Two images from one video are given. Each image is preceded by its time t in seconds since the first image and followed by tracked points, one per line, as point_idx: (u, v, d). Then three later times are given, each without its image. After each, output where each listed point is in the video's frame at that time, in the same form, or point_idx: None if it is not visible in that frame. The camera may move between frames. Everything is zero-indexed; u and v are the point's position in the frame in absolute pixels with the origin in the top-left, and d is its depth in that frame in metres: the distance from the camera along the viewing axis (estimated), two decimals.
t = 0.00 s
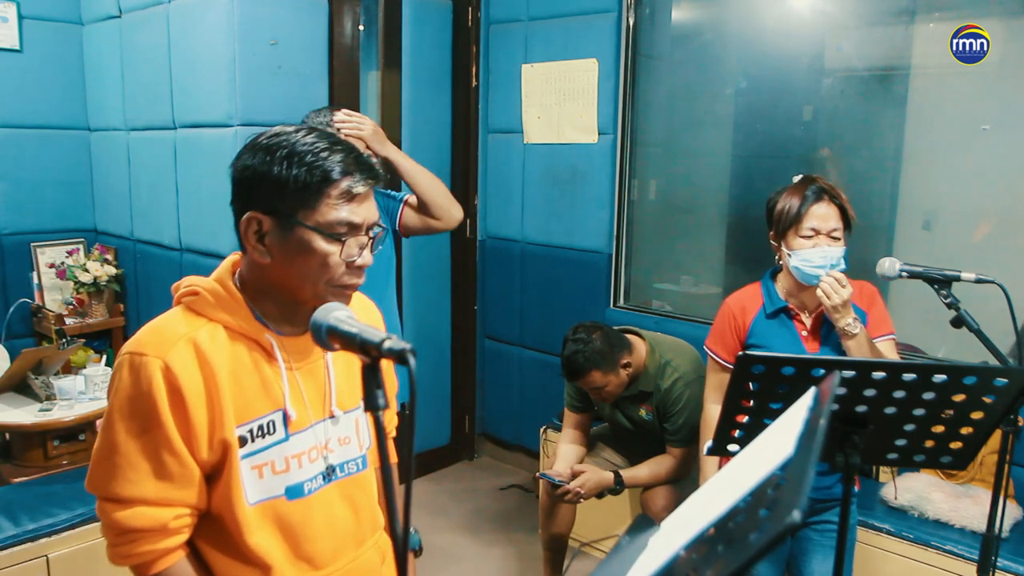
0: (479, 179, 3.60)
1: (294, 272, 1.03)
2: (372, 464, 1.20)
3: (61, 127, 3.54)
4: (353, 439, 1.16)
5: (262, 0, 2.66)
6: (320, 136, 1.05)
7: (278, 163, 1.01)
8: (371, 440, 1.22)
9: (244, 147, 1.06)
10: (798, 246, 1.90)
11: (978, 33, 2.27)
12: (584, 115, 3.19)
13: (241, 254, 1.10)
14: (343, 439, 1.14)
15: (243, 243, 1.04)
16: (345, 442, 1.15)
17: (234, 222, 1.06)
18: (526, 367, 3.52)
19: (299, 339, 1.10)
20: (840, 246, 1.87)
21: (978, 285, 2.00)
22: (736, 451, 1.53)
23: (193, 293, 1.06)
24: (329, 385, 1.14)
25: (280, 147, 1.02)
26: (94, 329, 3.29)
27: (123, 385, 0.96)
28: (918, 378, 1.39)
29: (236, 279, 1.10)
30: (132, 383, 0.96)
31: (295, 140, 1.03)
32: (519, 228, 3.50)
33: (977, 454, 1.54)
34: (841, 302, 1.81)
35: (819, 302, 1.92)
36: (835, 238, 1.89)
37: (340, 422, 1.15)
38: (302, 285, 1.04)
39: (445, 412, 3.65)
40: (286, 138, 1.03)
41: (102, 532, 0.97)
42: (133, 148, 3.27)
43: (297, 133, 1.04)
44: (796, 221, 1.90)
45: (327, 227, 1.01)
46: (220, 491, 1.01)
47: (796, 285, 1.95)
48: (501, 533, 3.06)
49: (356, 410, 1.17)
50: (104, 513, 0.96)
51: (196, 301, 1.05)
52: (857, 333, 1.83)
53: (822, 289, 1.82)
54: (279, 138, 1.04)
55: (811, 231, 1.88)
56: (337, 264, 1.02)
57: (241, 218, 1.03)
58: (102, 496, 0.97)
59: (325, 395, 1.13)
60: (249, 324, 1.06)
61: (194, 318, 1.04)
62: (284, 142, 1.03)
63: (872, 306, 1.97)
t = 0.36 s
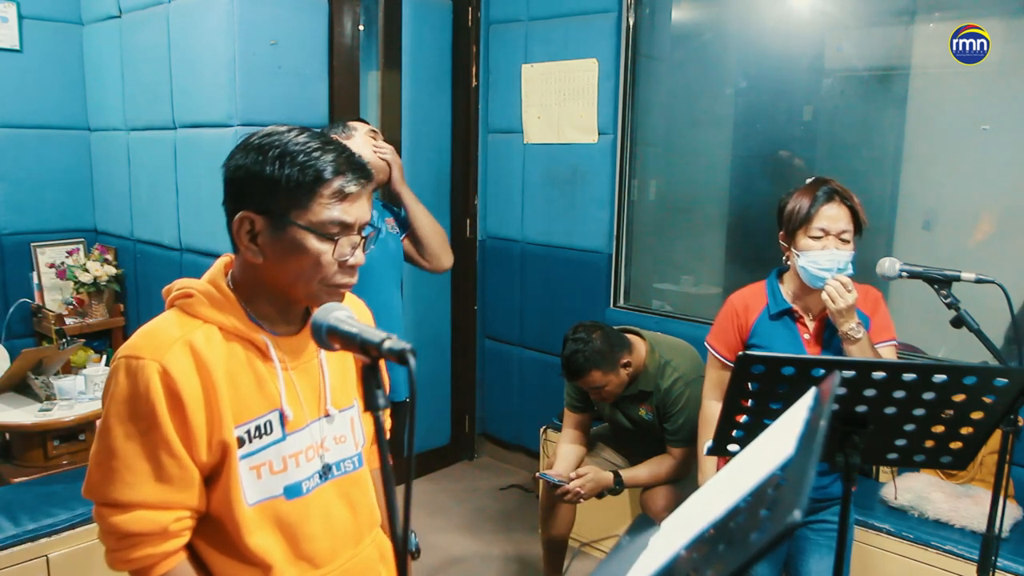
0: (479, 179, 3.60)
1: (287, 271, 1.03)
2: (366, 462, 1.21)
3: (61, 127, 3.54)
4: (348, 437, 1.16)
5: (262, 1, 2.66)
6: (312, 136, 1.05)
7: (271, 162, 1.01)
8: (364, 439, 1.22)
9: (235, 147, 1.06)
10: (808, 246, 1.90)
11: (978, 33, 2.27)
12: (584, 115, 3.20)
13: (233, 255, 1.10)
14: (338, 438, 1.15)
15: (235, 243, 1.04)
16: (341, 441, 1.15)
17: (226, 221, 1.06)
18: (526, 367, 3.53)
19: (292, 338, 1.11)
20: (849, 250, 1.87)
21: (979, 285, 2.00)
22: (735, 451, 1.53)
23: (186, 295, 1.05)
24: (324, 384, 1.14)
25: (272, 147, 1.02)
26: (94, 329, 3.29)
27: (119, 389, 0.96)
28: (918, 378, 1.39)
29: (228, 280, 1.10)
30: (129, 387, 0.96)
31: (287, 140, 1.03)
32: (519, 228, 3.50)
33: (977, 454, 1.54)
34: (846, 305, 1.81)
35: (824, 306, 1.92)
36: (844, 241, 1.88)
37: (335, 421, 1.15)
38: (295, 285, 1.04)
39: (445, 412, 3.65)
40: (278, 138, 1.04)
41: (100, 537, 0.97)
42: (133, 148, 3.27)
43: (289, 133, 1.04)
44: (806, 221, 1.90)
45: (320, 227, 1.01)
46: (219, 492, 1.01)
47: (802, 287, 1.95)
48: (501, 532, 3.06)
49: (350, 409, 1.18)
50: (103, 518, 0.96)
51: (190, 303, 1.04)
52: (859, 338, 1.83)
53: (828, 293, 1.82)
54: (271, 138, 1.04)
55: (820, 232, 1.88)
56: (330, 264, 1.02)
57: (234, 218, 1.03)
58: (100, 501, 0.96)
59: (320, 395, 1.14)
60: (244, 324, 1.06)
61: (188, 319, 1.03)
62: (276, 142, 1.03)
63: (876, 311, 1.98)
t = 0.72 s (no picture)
0: (479, 179, 3.61)
1: (286, 270, 1.03)
2: (364, 462, 1.21)
3: (61, 127, 3.54)
4: (346, 436, 1.16)
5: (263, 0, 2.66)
6: (310, 135, 1.05)
7: (269, 161, 1.01)
8: (362, 438, 1.22)
9: (234, 147, 1.06)
10: (806, 250, 1.90)
11: (978, 33, 2.27)
12: (584, 115, 3.19)
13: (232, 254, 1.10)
14: (336, 437, 1.15)
15: (234, 242, 1.04)
16: (338, 440, 1.15)
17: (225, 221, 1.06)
18: (526, 367, 3.53)
19: (291, 338, 1.11)
20: (848, 253, 1.87)
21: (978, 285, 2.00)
22: (735, 451, 1.53)
23: (186, 294, 1.05)
24: (322, 383, 1.14)
25: (270, 146, 1.02)
26: (94, 329, 3.29)
27: (119, 388, 0.96)
28: (918, 378, 1.39)
29: (228, 279, 1.10)
30: (129, 385, 0.95)
31: (286, 139, 1.03)
32: (519, 228, 3.50)
33: (977, 454, 1.54)
34: (845, 309, 1.80)
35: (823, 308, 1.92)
36: (843, 244, 1.89)
37: (333, 420, 1.15)
38: (293, 283, 1.04)
39: (445, 412, 3.65)
40: (277, 136, 1.04)
41: (99, 535, 0.97)
42: (133, 148, 3.27)
43: (287, 132, 1.04)
44: (805, 224, 1.90)
45: (318, 225, 1.01)
46: (219, 490, 1.01)
47: (802, 288, 1.95)
48: (501, 533, 3.06)
49: (348, 408, 1.18)
50: (102, 516, 0.96)
51: (189, 302, 1.04)
52: (859, 340, 1.82)
53: (826, 297, 1.82)
54: (269, 137, 1.04)
55: (818, 236, 1.88)
56: (329, 263, 1.02)
57: (232, 217, 1.03)
58: (99, 499, 0.96)
59: (318, 394, 1.14)
60: (243, 323, 1.06)
61: (188, 318, 1.03)
62: (275, 141, 1.03)
63: (875, 311, 1.97)
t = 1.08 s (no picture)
0: (479, 179, 3.61)
1: (281, 269, 1.03)
2: (363, 461, 1.21)
3: (61, 127, 3.54)
4: (344, 436, 1.16)
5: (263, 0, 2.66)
6: (306, 134, 1.05)
7: (264, 160, 1.01)
8: (361, 439, 1.22)
9: (232, 146, 1.06)
10: (803, 250, 1.90)
11: (977, 33, 2.28)
12: (584, 115, 3.20)
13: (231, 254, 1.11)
14: (334, 437, 1.14)
15: (231, 241, 1.05)
16: (336, 440, 1.15)
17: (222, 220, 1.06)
18: (526, 367, 3.53)
19: (289, 337, 1.11)
20: (846, 251, 1.87)
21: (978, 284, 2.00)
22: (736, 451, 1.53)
23: (184, 293, 1.05)
24: (319, 383, 1.14)
25: (266, 145, 1.02)
26: (94, 329, 3.29)
27: (116, 385, 0.96)
28: (917, 378, 1.39)
29: (226, 279, 1.10)
30: (126, 382, 0.96)
31: (281, 138, 1.03)
32: (519, 228, 3.50)
33: (978, 454, 1.54)
34: (845, 305, 1.81)
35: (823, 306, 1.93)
36: (840, 243, 1.89)
37: (330, 419, 1.15)
38: (289, 283, 1.04)
39: (445, 412, 3.65)
40: (273, 135, 1.04)
41: (96, 532, 0.97)
42: (133, 148, 3.27)
43: (283, 131, 1.04)
44: (801, 225, 1.90)
45: (313, 224, 1.01)
46: (215, 488, 1.01)
47: (801, 286, 1.95)
48: (502, 533, 3.06)
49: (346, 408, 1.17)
50: (98, 512, 0.96)
51: (187, 301, 1.05)
52: (859, 337, 1.83)
53: (826, 293, 1.83)
54: (264, 136, 1.04)
55: (815, 237, 1.88)
56: (323, 261, 1.02)
57: (229, 216, 1.03)
58: (95, 496, 0.96)
59: (315, 393, 1.13)
60: (239, 322, 1.06)
61: (185, 317, 1.03)
62: (270, 140, 1.03)
63: (876, 309, 1.97)
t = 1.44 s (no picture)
0: (479, 179, 3.60)
1: (271, 268, 1.03)
2: (356, 465, 1.20)
3: (61, 127, 3.54)
4: (336, 438, 1.15)
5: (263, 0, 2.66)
6: (297, 133, 1.05)
7: (254, 159, 1.01)
8: (356, 441, 1.21)
9: (224, 146, 1.06)
10: (802, 251, 1.90)
11: (977, 33, 2.28)
12: (584, 115, 3.20)
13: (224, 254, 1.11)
14: (326, 438, 1.14)
15: (222, 240, 1.05)
16: (329, 441, 1.14)
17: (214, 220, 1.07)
18: (526, 367, 3.53)
19: (280, 337, 1.11)
20: (846, 252, 1.87)
21: (978, 284, 2.00)
22: (736, 451, 1.53)
23: (175, 292, 1.06)
24: (311, 383, 1.13)
25: (256, 144, 1.02)
26: (94, 329, 3.28)
27: (105, 383, 0.97)
28: (918, 377, 1.39)
29: (219, 279, 1.11)
30: (114, 380, 0.96)
31: (272, 137, 1.03)
32: (519, 228, 3.50)
33: (978, 454, 1.54)
34: (845, 308, 1.81)
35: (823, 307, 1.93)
36: (840, 245, 1.89)
37: (323, 421, 1.14)
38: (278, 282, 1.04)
39: (445, 412, 3.65)
40: (263, 134, 1.04)
41: (85, 532, 0.97)
42: (133, 148, 3.27)
43: (274, 129, 1.05)
44: (800, 227, 1.90)
45: (303, 222, 1.01)
46: (203, 488, 1.01)
47: (801, 288, 1.96)
48: (502, 532, 3.06)
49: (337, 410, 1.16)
50: (87, 512, 0.96)
51: (178, 300, 1.05)
52: (859, 339, 1.83)
53: (826, 296, 1.82)
54: (255, 135, 1.04)
55: (814, 238, 1.88)
56: (313, 260, 1.02)
57: (220, 215, 1.04)
58: (84, 495, 0.97)
59: (307, 393, 1.13)
60: (229, 321, 1.06)
61: (176, 315, 1.04)
62: (261, 139, 1.03)
63: (876, 309, 1.97)
